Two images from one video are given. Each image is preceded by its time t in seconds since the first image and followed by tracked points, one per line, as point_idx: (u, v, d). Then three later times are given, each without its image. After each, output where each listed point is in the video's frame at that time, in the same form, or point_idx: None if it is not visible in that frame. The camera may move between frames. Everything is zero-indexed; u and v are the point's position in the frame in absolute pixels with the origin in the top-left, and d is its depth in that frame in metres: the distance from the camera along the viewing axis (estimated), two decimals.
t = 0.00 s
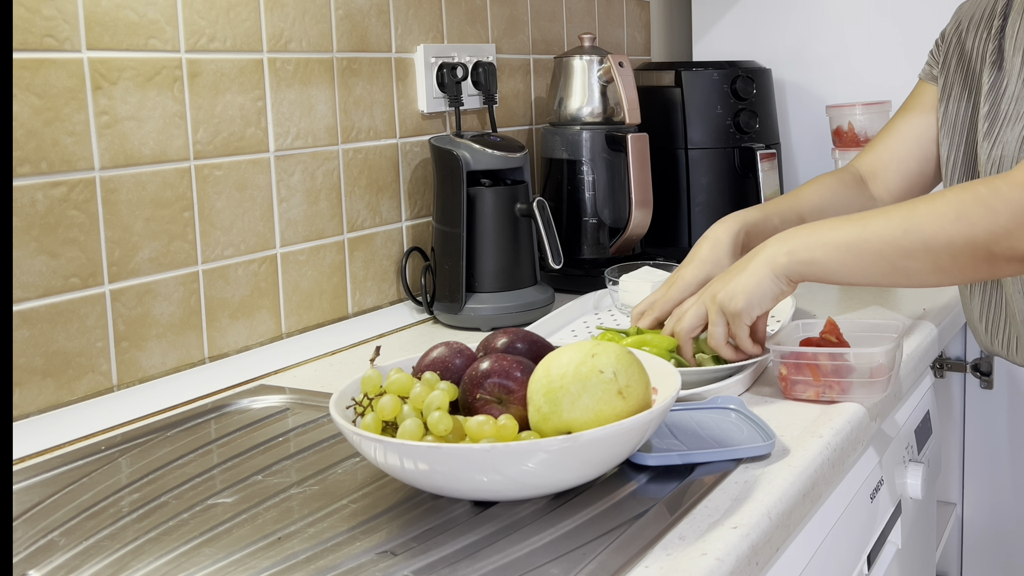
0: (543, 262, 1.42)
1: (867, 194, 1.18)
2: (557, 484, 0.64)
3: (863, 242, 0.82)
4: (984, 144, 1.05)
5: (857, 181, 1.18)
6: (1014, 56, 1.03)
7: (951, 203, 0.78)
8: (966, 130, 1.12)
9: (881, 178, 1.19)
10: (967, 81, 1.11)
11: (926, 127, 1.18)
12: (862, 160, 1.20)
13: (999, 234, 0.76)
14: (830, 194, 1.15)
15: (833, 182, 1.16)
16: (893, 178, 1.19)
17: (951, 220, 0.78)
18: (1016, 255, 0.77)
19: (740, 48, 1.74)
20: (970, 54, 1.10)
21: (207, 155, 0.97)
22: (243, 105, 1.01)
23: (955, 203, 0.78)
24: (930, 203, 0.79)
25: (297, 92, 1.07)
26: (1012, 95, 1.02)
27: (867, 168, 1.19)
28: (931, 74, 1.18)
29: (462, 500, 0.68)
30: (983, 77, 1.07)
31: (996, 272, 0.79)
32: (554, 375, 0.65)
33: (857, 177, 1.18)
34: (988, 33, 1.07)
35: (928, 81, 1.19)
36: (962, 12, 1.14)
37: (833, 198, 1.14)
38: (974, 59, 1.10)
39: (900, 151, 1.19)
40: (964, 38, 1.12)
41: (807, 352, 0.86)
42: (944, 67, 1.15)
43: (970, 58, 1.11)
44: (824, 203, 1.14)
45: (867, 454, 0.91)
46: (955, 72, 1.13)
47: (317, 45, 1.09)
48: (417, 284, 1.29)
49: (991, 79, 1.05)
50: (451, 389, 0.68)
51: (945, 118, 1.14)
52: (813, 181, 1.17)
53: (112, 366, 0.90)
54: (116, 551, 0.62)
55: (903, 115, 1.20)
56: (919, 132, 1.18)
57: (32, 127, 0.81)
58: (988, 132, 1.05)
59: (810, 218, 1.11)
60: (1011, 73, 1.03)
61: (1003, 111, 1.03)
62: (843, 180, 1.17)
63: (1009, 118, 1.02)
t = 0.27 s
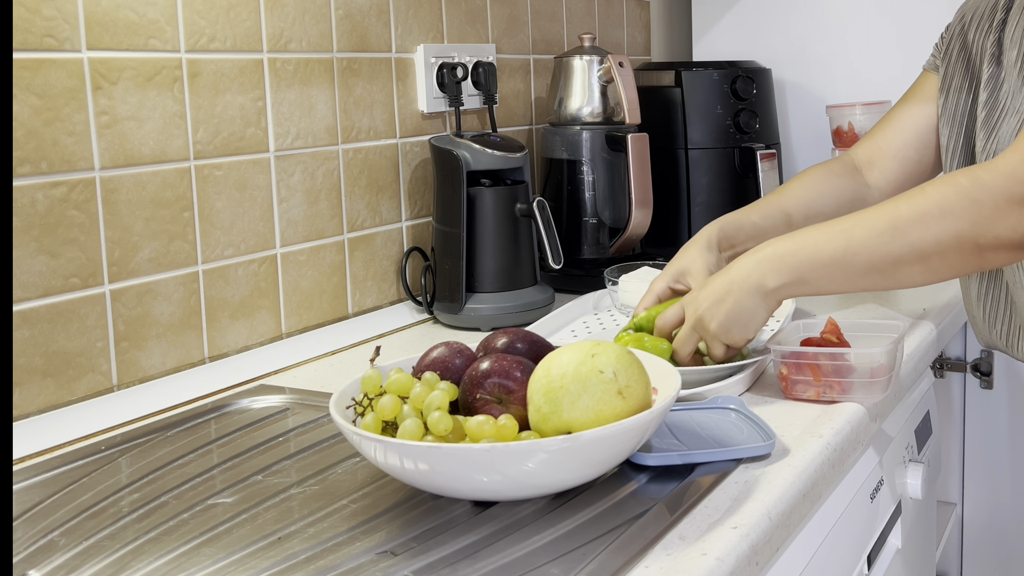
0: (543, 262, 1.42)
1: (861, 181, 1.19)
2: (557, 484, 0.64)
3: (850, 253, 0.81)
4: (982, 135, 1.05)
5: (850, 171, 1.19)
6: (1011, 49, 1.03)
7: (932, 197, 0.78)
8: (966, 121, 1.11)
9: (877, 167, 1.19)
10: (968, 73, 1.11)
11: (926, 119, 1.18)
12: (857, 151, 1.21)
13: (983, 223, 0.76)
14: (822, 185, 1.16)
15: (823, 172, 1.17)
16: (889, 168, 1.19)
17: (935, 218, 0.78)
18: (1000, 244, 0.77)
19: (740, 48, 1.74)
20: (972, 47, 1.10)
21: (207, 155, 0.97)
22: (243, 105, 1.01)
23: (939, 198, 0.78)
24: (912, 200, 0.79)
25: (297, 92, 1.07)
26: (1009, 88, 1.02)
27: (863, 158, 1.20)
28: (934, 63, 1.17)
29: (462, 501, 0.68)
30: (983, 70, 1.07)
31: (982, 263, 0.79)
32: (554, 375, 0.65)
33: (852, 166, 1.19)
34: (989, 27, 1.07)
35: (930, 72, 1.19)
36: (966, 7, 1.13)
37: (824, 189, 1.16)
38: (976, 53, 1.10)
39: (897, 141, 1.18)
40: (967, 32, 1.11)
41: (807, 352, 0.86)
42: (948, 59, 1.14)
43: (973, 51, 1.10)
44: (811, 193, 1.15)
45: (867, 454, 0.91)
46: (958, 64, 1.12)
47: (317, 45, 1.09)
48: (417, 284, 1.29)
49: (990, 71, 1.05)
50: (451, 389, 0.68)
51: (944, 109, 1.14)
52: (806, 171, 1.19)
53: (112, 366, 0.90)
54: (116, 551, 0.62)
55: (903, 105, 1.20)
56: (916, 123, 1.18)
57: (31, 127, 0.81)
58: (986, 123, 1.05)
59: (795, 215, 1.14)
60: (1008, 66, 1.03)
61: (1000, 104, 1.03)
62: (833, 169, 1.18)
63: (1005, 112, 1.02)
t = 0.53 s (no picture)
0: (543, 262, 1.42)
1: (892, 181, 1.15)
2: (557, 484, 0.64)
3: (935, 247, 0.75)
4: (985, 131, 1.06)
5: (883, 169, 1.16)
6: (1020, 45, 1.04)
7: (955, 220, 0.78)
8: (973, 119, 1.12)
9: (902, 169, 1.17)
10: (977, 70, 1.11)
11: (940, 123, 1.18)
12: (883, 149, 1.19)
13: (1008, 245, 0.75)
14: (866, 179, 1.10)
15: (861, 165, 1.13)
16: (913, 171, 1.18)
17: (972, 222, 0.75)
18: None
19: (740, 48, 1.74)
20: (979, 45, 1.11)
21: (207, 155, 0.97)
22: (243, 105, 1.01)
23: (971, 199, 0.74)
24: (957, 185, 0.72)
25: (297, 92, 1.07)
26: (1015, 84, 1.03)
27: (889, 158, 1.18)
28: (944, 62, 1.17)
29: (462, 501, 0.68)
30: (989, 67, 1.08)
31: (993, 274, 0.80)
32: (554, 375, 0.65)
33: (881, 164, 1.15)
34: (997, 24, 1.08)
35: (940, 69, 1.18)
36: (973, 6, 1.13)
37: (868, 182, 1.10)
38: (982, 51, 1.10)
39: (918, 143, 1.18)
40: (975, 30, 1.12)
41: (808, 352, 0.86)
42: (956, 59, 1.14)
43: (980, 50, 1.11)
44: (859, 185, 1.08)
45: (867, 454, 0.90)
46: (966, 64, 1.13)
47: (317, 45, 1.09)
48: (417, 284, 1.29)
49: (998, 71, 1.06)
50: (451, 389, 0.68)
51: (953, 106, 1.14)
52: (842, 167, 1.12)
53: (112, 366, 0.90)
54: (116, 551, 0.62)
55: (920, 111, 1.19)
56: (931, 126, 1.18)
57: (32, 127, 0.81)
58: (992, 122, 1.05)
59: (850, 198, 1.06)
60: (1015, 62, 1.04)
61: (1005, 99, 1.04)
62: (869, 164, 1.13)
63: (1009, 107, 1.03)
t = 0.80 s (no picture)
0: (543, 262, 1.42)
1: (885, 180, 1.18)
2: (557, 484, 0.64)
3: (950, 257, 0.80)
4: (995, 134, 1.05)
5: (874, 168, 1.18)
6: None
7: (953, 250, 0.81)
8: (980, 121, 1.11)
9: (899, 169, 1.19)
10: (980, 72, 1.11)
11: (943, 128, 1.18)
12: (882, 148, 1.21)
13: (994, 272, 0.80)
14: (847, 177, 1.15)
15: (847, 166, 1.16)
16: (912, 169, 1.18)
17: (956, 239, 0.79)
18: None
19: (740, 48, 1.74)
20: (983, 46, 1.11)
21: (207, 155, 0.97)
22: (243, 105, 1.01)
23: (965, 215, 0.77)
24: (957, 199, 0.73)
25: (297, 92, 1.07)
26: None
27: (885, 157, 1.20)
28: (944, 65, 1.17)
29: (462, 500, 0.68)
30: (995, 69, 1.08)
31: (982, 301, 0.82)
32: (555, 375, 0.65)
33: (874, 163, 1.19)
34: (1001, 26, 1.08)
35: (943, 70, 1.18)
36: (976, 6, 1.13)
37: (853, 180, 1.15)
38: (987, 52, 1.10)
39: (922, 145, 1.18)
40: (979, 29, 1.12)
41: (808, 352, 0.86)
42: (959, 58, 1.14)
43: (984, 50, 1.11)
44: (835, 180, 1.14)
45: (867, 454, 0.91)
46: (970, 63, 1.13)
47: (317, 45, 1.09)
48: (417, 284, 1.29)
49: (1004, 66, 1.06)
50: (451, 389, 0.68)
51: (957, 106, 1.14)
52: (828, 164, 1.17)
53: (112, 366, 0.90)
54: (116, 551, 0.62)
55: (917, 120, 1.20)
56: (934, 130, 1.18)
57: (31, 127, 0.81)
58: (1002, 123, 1.05)
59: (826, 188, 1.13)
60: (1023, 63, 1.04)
61: (1015, 101, 1.03)
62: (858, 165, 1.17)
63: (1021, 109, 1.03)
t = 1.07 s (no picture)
0: (543, 262, 1.42)
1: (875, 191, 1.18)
2: (557, 484, 0.64)
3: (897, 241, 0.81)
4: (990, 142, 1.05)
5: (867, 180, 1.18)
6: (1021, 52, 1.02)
7: (937, 202, 0.80)
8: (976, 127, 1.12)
9: (891, 172, 1.19)
10: (978, 79, 1.12)
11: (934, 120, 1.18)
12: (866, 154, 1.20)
13: (984, 222, 0.78)
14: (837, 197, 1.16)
15: (841, 185, 1.17)
16: (900, 173, 1.18)
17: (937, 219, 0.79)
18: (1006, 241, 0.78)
19: (740, 48, 1.74)
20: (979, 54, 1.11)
21: (207, 155, 0.97)
22: (243, 105, 1.01)
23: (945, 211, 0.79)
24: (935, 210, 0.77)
25: (297, 92, 1.07)
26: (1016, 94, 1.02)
27: (874, 163, 1.19)
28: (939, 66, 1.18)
29: (462, 500, 0.68)
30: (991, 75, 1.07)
31: (980, 264, 0.81)
32: (554, 375, 0.65)
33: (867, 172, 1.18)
34: (998, 32, 1.07)
35: (939, 76, 1.18)
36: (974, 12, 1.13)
37: (841, 202, 1.16)
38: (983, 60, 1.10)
39: (909, 147, 1.18)
40: (975, 36, 1.12)
41: (808, 352, 0.86)
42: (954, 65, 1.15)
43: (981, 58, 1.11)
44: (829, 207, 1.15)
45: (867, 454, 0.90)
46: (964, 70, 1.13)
47: (317, 45, 1.09)
48: (417, 284, 1.29)
49: (1000, 73, 1.05)
50: (451, 389, 0.68)
51: (956, 113, 1.14)
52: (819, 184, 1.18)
53: (112, 366, 0.90)
54: (116, 551, 0.62)
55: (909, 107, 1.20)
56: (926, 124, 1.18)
57: (31, 127, 0.81)
58: (996, 132, 1.05)
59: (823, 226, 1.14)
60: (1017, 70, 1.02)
61: (1009, 110, 1.03)
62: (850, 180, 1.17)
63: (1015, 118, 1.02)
